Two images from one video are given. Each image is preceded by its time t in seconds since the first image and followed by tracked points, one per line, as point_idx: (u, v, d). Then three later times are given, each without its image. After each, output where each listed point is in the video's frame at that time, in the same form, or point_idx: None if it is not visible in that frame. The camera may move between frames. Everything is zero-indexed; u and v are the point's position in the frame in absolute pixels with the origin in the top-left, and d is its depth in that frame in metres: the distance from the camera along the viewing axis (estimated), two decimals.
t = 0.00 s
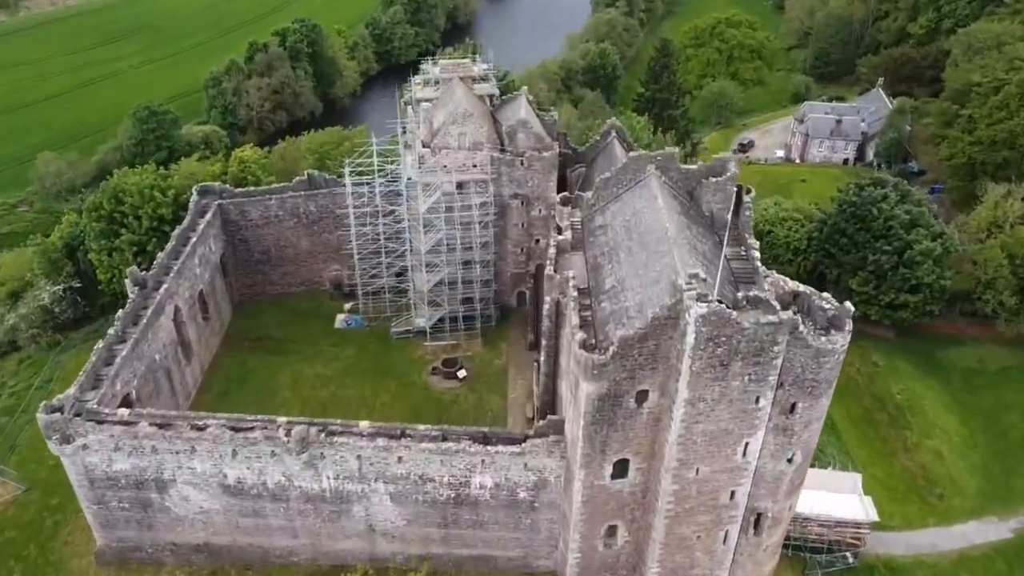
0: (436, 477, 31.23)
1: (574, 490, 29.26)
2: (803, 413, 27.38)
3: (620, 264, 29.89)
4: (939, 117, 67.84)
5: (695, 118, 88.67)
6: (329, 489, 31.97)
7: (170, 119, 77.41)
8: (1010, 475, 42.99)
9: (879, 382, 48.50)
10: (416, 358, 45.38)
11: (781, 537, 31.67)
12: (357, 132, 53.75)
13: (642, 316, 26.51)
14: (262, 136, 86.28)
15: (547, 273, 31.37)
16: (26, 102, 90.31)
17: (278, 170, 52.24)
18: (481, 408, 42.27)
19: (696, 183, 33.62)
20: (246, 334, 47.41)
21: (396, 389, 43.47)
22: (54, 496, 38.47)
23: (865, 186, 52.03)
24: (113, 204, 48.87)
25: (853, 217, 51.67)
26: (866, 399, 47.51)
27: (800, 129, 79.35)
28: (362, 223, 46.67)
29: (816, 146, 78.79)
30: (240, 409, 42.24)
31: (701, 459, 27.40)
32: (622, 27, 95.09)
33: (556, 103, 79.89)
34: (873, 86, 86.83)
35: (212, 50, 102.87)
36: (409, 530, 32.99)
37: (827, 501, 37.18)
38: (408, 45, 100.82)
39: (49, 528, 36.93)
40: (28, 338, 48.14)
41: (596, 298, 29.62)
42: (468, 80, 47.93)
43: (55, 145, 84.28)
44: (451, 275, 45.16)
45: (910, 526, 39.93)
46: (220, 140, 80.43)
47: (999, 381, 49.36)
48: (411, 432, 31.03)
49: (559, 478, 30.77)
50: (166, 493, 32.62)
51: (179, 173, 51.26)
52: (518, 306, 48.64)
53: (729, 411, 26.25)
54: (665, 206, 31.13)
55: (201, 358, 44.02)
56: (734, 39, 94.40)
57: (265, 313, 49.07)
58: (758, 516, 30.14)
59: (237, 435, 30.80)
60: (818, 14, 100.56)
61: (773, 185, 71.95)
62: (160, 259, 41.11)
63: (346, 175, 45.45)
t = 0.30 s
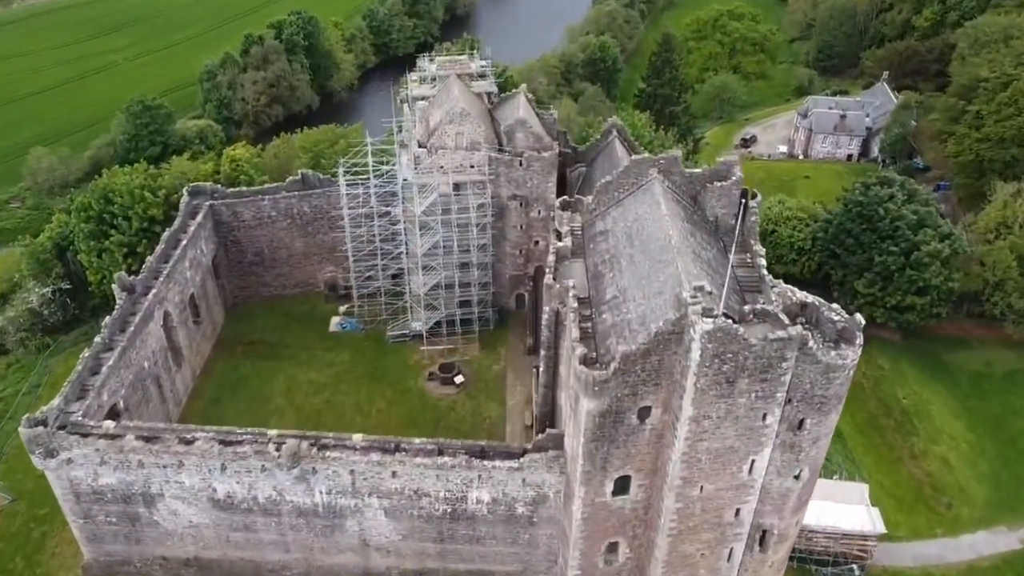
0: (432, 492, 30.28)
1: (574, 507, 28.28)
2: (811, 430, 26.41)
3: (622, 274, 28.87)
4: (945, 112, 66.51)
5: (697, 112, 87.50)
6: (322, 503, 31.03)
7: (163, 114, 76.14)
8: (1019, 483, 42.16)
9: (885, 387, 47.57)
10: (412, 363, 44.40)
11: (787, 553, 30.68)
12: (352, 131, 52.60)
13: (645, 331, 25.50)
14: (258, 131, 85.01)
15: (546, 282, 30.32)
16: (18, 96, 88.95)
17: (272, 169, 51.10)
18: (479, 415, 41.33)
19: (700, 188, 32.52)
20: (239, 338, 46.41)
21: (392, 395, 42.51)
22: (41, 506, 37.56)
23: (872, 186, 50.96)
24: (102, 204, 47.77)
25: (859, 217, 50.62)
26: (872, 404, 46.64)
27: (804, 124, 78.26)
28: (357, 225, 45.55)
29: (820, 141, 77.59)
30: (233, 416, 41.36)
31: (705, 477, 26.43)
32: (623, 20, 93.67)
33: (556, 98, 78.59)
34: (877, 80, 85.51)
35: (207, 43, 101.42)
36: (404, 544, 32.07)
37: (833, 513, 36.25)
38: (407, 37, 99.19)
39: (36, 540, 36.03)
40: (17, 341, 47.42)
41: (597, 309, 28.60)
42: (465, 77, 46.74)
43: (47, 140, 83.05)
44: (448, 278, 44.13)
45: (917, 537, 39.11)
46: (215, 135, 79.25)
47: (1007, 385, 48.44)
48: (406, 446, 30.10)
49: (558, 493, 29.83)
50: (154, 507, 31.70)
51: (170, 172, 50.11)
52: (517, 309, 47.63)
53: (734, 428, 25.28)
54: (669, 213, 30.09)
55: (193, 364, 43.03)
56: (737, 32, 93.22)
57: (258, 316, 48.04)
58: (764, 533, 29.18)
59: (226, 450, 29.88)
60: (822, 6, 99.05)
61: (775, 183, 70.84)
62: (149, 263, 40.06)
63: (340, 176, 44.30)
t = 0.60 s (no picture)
0: (427, 509, 29.35)
1: (573, 526, 27.34)
2: (819, 448, 25.45)
3: (624, 284, 27.81)
4: (952, 108, 64.26)
5: (699, 106, 86.31)
6: (314, 520, 30.09)
7: (157, 109, 74.82)
8: None
9: (891, 392, 46.59)
10: (408, 368, 43.42)
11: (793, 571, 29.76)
12: (347, 129, 51.44)
13: (648, 347, 24.51)
14: (253, 125, 83.75)
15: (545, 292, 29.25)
16: (10, 90, 87.57)
17: (265, 169, 49.95)
18: (477, 423, 40.37)
19: (704, 194, 31.48)
20: (232, 342, 45.39)
21: (388, 403, 41.52)
22: (28, 517, 36.65)
23: (878, 185, 49.84)
24: (91, 205, 46.69)
25: (865, 218, 49.55)
26: (878, 410, 45.68)
27: (807, 119, 77.12)
28: (351, 227, 44.40)
29: (823, 137, 76.47)
30: (225, 424, 40.36)
31: (709, 497, 25.48)
32: (624, 12, 92.24)
33: (556, 92, 77.27)
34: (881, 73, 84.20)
35: (203, 36, 99.95)
36: (399, 561, 31.15)
37: (839, 525, 35.37)
38: (404, 29, 97.79)
39: (22, 553, 35.14)
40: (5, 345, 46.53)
41: (598, 321, 27.58)
42: (463, 75, 45.62)
43: (40, 135, 81.82)
44: (445, 282, 43.02)
45: (924, 548, 38.24)
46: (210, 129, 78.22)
47: (1015, 389, 47.52)
48: (400, 462, 29.23)
49: (557, 510, 28.91)
50: (141, 523, 30.77)
51: (160, 172, 48.96)
52: (516, 312, 46.68)
53: (741, 448, 24.32)
54: (672, 220, 29.04)
55: (184, 370, 42.02)
56: (739, 25, 92.13)
57: (251, 319, 47.05)
58: (769, 551, 28.30)
59: (215, 466, 28.93)
60: None
61: (779, 180, 69.69)
62: (138, 267, 39.01)
63: (334, 176, 43.15)
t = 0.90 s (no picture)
0: (421, 527, 28.40)
1: (572, 547, 26.41)
2: (829, 469, 24.47)
3: (626, 296, 26.77)
4: (959, 104, 63.68)
5: (700, 101, 85.24)
6: (305, 538, 29.15)
7: (150, 104, 73.51)
8: None
9: (897, 397, 45.61)
10: (404, 375, 42.41)
11: None
12: (341, 128, 50.25)
13: (651, 365, 23.51)
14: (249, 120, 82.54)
15: (544, 304, 28.17)
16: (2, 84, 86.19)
17: (257, 169, 48.83)
18: (474, 432, 39.39)
19: (708, 201, 30.44)
20: (223, 347, 44.35)
21: (383, 410, 40.51)
22: (14, 530, 35.72)
23: (885, 186, 48.78)
24: (79, 207, 45.60)
25: (871, 218, 48.45)
26: (884, 416, 44.74)
27: (810, 114, 76.03)
28: (345, 230, 43.31)
29: (827, 133, 75.42)
30: (215, 433, 39.34)
31: (713, 519, 24.53)
32: (625, 4, 90.76)
33: (556, 87, 75.93)
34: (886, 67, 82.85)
35: (197, 28, 98.47)
36: None
37: (847, 539, 34.43)
38: (402, 22, 96.31)
39: (7, 567, 34.24)
40: None
41: (599, 335, 26.57)
42: (460, 73, 44.45)
43: (32, 130, 80.57)
44: (441, 286, 42.01)
45: (932, 561, 37.46)
46: (205, 124, 77.03)
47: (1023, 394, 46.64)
48: (395, 478, 28.33)
49: (557, 529, 28.00)
50: (128, 541, 29.83)
51: (151, 172, 47.82)
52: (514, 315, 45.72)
53: (747, 470, 23.36)
54: (676, 229, 27.98)
55: (174, 377, 41.03)
56: (741, 18, 90.82)
57: (243, 323, 46.03)
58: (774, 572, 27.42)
59: (202, 483, 27.98)
60: None
61: (783, 177, 68.56)
62: (126, 273, 37.95)
63: (327, 178, 42.05)
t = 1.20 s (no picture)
0: (416, 548, 27.49)
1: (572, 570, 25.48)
2: (838, 492, 23.51)
3: (628, 310, 25.74)
4: (967, 100, 62.47)
5: (702, 95, 84.01)
6: (296, 558, 28.24)
7: (144, 99, 72.18)
8: None
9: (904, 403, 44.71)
10: (399, 382, 41.42)
11: None
12: (336, 127, 49.08)
13: (654, 386, 22.53)
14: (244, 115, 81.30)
15: (543, 317, 27.14)
16: None
17: (250, 171, 47.64)
18: (472, 441, 38.45)
19: (713, 209, 29.40)
20: (215, 353, 43.33)
21: (378, 419, 39.53)
22: None
23: (892, 187, 47.83)
24: (67, 209, 44.53)
25: (878, 220, 47.39)
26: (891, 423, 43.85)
27: (814, 110, 74.84)
28: (340, 233, 42.26)
29: (831, 129, 74.20)
30: (206, 442, 38.33)
31: (718, 544, 23.61)
32: None
33: (556, 81, 74.62)
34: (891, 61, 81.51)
35: (192, 20, 97.04)
36: None
37: (856, 553, 33.47)
38: (399, 14, 94.89)
39: None
40: None
41: (599, 351, 25.55)
42: (456, 71, 43.29)
43: (24, 125, 79.27)
44: (438, 291, 41.02)
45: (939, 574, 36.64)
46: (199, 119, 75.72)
47: None
48: (388, 497, 27.47)
49: (556, 550, 27.14)
50: (113, 560, 28.90)
51: (140, 173, 46.69)
52: (512, 320, 44.78)
53: (754, 495, 22.40)
54: (680, 240, 26.97)
55: (164, 384, 40.04)
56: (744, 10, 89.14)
57: (235, 327, 45.01)
58: None
59: (189, 502, 27.09)
60: None
61: (786, 174, 67.44)
62: (113, 279, 36.92)
63: (320, 180, 40.95)
